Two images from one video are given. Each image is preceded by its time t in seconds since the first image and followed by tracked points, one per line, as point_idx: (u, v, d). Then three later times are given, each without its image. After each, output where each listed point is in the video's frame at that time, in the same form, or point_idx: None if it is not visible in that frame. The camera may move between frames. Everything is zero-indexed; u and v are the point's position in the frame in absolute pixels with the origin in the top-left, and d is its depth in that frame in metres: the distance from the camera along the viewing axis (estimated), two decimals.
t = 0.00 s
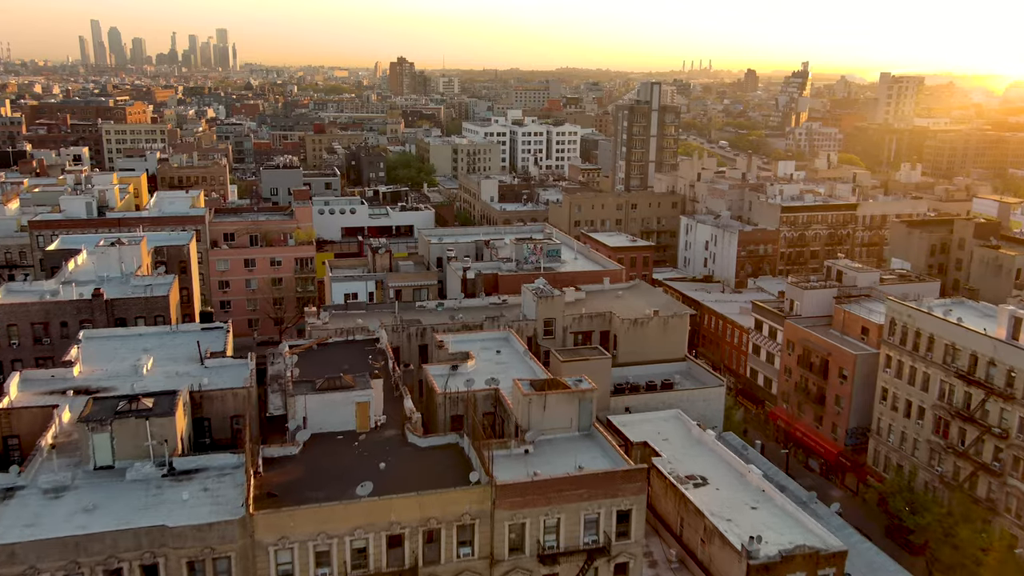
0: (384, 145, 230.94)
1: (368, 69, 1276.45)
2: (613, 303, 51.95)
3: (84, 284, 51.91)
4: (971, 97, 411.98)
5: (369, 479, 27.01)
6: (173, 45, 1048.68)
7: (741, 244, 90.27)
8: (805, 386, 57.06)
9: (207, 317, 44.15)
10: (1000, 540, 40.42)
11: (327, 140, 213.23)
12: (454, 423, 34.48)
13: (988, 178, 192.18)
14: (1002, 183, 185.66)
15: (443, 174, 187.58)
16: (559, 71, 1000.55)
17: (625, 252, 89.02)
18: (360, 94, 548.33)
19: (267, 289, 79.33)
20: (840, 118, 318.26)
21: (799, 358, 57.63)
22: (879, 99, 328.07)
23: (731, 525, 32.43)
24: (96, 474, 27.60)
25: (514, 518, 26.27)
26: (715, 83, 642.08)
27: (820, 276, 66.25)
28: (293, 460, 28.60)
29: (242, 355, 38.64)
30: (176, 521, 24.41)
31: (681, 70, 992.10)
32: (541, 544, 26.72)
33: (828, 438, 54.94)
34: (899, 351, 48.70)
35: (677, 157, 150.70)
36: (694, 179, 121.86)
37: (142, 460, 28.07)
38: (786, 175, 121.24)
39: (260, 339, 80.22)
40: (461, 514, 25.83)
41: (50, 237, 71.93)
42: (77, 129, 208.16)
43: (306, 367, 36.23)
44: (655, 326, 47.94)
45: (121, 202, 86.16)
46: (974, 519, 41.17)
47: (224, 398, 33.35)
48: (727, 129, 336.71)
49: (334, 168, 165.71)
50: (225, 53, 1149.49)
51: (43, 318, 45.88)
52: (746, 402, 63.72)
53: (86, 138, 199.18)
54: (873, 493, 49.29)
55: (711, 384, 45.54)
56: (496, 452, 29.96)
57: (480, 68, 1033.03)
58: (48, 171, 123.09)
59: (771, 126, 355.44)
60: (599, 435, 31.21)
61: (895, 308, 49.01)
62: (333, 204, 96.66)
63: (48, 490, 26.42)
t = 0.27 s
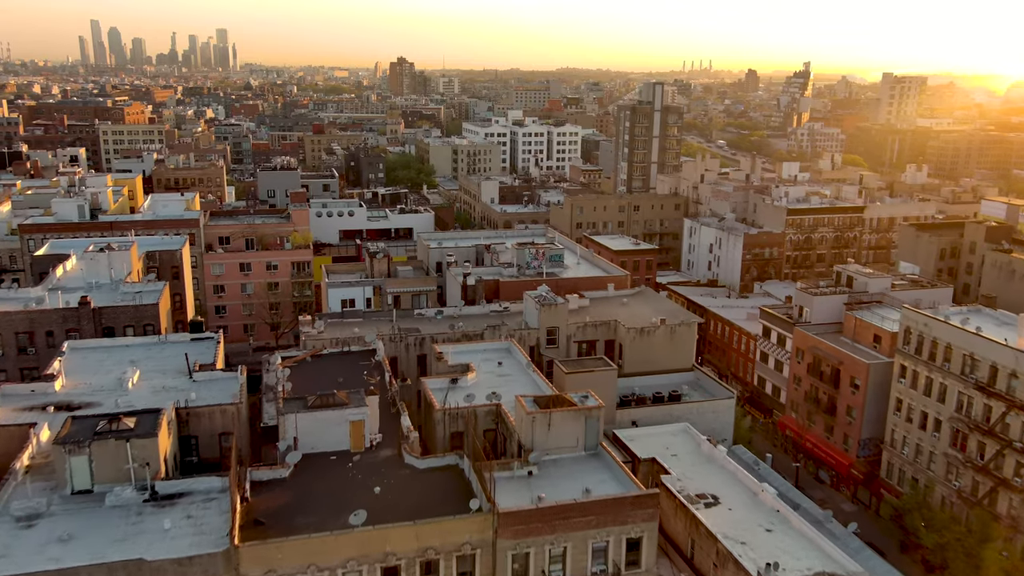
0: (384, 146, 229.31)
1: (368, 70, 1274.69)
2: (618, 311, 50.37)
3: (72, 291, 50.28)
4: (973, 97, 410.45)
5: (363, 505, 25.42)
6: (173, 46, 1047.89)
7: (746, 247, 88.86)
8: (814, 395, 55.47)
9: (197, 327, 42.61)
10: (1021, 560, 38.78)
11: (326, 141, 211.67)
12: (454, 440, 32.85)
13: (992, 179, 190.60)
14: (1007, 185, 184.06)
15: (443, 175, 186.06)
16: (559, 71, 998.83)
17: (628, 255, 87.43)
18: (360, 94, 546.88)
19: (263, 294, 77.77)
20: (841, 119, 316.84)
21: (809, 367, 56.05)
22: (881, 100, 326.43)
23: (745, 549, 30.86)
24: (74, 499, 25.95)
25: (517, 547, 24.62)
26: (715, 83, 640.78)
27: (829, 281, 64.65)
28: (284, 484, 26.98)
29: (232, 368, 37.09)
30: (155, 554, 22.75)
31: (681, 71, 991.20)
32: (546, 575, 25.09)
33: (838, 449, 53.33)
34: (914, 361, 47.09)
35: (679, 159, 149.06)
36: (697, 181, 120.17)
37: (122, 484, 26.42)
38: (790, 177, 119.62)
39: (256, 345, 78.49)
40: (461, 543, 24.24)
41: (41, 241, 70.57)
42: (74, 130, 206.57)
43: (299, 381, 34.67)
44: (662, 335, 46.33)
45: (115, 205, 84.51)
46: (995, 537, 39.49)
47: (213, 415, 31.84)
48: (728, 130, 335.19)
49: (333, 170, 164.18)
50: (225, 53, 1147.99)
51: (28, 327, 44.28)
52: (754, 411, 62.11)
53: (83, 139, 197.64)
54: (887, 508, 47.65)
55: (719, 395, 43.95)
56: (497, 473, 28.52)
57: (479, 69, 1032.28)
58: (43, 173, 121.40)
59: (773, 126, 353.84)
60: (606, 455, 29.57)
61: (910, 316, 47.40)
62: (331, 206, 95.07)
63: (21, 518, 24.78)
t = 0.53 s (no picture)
0: (383, 147, 227.62)
1: (368, 70, 1273.07)
2: (623, 319, 48.75)
3: (59, 299, 48.65)
4: (975, 97, 408.90)
5: (356, 535, 23.80)
6: (173, 46, 1046.53)
7: (751, 250, 87.37)
8: (825, 405, 53.85)
9: (186, 337, 41.03)
10: None
11: (326, 142, 210.04)
12: (454, 460, 31.27)
13: (997, 179, 188.86)
14: (1012, 186, 182.40)
15: (442, 176, 184.46)
16: (560, 71, 997.12)
17: (632, 258, 85.85)
18: (360, 94, 545.32)
19: (259, 299, 76.17)
20: (843, 119, 315.22)
21: (819, 376, 54.45)
22: (883, 100, 324.59)
23: None
24: (48, 528, 24.30)
25: None
26: (716, 83, 639.30)
27: (839, 286, 62.98)
28: (273, 511, 25.36)
29: (221, 382, 35.51)
30: None
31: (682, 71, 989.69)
32: None
33: (850, 461, 51.78)
34: (931, 372, 45.47)
35: (682, 160, 147.34)
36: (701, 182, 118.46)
37: (100, 511, 24.79)
38: (795, 179, 117.97)
39: (252, 351, 76.85)
40: None
41: (31, 245, 69.76)
42: (71, 130, 204.86)
43: (291, 397, 33.09)
44: (669, 345, 44.71)
45: (108, 208, 82.85)
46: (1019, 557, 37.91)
47: (199, 434, 30.28)
48: (730, 130, 333.46)
49: (332, 171, 162.61)
50: (224, 53, 1146.33)
51: (12, 337, 42.70)
52: (762, 420, 60.57)
53: (80, 139, 196.18)
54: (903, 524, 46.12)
55: (729, 408, 42.34)
56: (500, 497, 27.10)
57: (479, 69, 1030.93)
58: (37, 175, 119.74)
59: (775, 126, 352.20)
60: (614, 477, 27.98)
61: (926, 325, 45.78)
62: (329, 209, 93.39)
63: None
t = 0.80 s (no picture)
0: (383, 147, 226.01)
1: (368, 69, 1272.06)
2: (629, 328, 47.13)
3: (45, 308, 46.96)
4: (976, 98, 407.50)
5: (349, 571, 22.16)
6: (172, 46, 1045.52)
7: (757, 254, 86.12)
8: (837, 416, 52.24)
9: (175, 349, 39.42)
10: None
11: (324, 142, 208.44)
12: (453, 482, 29.67)
13: (1002, 180, 187.29)
14: (1016, 187, 180.86)
15: (442, 177, 182.95)
16: (560, 70, 994.95)
17: (635, 262, 84.20)
18: (359, 95, 543.91)
19: (254, 304, 74.55)
20: (845, 120, 313.84)
21: (830, 385, 52.83)
22: (885, 100, 323.01)
23: None
24: (17, 561, 22.58)
25: None
26: (717, 83, 637.98)
27: (849, 292, 61.34)
28: (260, 542, 23.71)
29: (209, 397, 33.89)
30: None
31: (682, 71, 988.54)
32: None
33: (863, 474, 50.21)
34: (948, 383, 43.85)
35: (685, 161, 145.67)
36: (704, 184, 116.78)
37: (74, 542, 23.12)
38: (800, 180, 116.45)
39: (248, 357, 75.25)
40: None
41: (20, 249, 68.95)
42: (68, 131, 203.19)
43: (282, 415, 31.48)
44: (677, 356, 43.10)
45: (101, 211, 81.17)
46: None
47: (185, 455, 28.68)
48: (731, 131, 331.95)
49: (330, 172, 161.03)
50: (224, 53, 1145.09)
51: None
52: (770, 430, 59.02)
53: (77, 140, 194.44)
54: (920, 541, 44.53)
55: (740, 422, 40.74)
56: (502, 525, 25.43)
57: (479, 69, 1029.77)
58: (31, 177, 118.05)
59: (776, 127, 350.60)
60: (624, 503, 26.37)
61: (943, 335, 44.16)
62: (326, 211, 91.67)
63: None
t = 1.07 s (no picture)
0: (382, 148, 224.51)
1: (368, 69, 1270.09)
2: (635, 337, 45.52)
3: (30, 316, 45.34)
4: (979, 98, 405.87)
5: None
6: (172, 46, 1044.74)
7: (763, 257, 84.51)
8: (849, 428, 50.61)
9: (162, 362, 37.83)
10: None
11: (323, 143, 206.99)
12: (453, 505, 28.04)
13: (1007, 181, 185.64)
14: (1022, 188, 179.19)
15: (442, 178, 181.51)
16: (561, 70, 993.17)
17: (639, 266, 82.64)
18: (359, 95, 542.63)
19: (250, 309, 72.97)
20: (847, 120, 312.30)
21: (842, 396, 51.19)
22: (887, 100, 321.24)
23: None
24: None
25: None
26: (717, 83, 636.59)
27: (859, 298, 59.73)
28: None
29: (196, 414, 32.29)
30: None
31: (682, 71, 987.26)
32: None
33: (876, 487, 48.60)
34: (967, 396, 42.24)
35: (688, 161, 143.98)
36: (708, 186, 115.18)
37: None
38: (804, 182, 114.80)
39: (243, 364, 73.59)
40: None
41: (11, 254, 67.38)
42: (65, 131, 201.71)
43: (273, 435, 29.87)
44: (685, 367, 41.47)
45: (94, 214, 79.59)
46: None
47: (168, 478, 27.08)
48: (732, 131, 330.46)
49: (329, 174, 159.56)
50: (224, 53, 1144.19)
51: None
52: (779, 441, 57.42)
53: (74, 140, 192.98)
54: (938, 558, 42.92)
55: (751, 437, 39.14)
56: (504, 557, 23.79)
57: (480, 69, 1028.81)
58: (26, 179, 116.56)
59: (777, 127, 349.04)
60: (634, 531, 24.75)
61: (961, 345, 42.58)
62: (323, 214, 90.02)
63: None
